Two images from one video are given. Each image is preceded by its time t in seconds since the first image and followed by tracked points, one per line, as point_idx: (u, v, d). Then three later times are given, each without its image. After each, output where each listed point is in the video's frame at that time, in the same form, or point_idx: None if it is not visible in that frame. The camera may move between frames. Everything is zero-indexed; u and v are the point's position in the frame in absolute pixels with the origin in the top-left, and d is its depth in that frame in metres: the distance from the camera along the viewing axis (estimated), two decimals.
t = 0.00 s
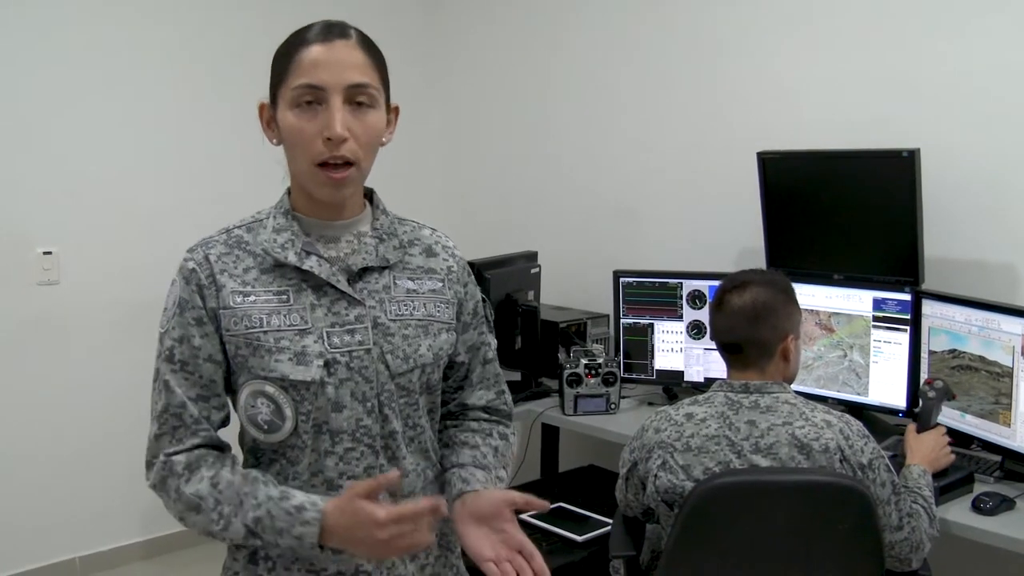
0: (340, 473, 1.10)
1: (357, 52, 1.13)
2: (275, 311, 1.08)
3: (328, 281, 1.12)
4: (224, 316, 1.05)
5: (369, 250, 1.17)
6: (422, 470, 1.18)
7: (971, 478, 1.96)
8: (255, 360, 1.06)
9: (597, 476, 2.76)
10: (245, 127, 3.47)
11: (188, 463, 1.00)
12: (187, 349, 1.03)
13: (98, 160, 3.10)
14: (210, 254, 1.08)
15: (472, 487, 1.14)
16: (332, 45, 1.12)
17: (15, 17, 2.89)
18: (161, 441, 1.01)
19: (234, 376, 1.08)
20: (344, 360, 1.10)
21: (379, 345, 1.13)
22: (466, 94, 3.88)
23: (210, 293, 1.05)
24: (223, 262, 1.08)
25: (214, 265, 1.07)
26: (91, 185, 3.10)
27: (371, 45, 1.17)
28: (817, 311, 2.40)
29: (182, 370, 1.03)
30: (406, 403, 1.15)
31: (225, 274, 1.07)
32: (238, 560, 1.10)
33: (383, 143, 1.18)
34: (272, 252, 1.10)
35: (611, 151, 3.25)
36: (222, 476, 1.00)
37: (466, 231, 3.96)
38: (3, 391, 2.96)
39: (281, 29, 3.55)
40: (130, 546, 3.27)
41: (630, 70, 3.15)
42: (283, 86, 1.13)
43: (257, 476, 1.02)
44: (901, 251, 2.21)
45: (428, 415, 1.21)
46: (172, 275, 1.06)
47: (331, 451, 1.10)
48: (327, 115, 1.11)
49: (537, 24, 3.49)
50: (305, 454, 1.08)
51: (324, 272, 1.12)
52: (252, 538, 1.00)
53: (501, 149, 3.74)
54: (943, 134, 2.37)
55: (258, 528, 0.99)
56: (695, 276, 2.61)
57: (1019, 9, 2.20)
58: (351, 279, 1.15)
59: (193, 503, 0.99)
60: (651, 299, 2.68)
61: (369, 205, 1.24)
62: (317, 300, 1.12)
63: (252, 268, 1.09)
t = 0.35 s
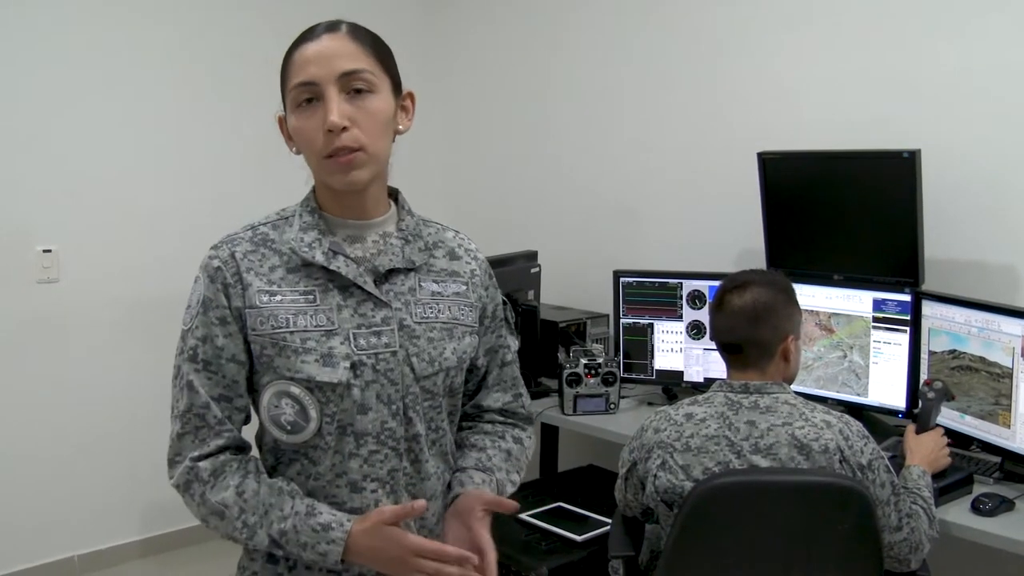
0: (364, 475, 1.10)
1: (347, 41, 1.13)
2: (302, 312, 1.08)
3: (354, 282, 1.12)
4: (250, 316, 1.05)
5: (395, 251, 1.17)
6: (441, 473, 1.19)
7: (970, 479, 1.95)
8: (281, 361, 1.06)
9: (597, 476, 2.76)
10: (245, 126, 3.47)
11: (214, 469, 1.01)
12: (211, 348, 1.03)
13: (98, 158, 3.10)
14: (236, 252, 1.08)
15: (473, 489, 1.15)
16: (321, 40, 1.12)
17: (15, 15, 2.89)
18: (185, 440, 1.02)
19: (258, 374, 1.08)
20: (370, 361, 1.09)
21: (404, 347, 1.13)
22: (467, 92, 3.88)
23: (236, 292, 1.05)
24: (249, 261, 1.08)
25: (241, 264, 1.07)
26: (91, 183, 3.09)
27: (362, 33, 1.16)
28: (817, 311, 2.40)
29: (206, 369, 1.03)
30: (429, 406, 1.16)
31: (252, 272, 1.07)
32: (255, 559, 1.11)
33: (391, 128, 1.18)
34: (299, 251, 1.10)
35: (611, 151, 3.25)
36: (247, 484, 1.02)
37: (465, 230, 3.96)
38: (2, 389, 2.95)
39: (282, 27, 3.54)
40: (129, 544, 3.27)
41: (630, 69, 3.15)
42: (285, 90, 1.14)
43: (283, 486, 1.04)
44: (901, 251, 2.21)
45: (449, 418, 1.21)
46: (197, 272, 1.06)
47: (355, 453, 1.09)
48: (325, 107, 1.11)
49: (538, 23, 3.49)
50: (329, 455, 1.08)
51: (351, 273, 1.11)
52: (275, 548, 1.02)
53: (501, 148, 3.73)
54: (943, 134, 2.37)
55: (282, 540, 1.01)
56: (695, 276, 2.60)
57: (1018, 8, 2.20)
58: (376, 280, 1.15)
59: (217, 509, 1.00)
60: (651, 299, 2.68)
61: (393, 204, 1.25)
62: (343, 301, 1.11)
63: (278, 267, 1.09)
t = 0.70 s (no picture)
0: (379, 472, 1.10)
1: (363, 43, 1.13)
2: (316, 309, 1.08)
3: (369, 279, 1.12)
4: (264, 314, 1.06)
5: (409, 249, 1.17)
6: (458, 472, 1.18)
7: (971, 478, 1.95)
8: (295, 358, 1.06)
9: (597, 475, 2.76)
10: (245, 124, 3.46)
11: (226, 470, 1.01)
12: (224, 347, 1.04)
13: (98, 156, 3.09)
14: (250, 252, 1.08)
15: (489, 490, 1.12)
16: (338, 41, 1.12)
17: (15, 13, 2.89)
18: (199, 440, 1.02)
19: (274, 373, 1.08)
20: (384, 358, 1.10)
21: (419, 344, 1.13)
22: (467, 90, 3.87)
23: (250, 290, 1.06)
24: (263, 260, 1.08)
25: (254, 263, 1.07)
26: (91, 181, 3.09)
27: (376, 34, 1.16)
28: (818, 310, 2.40)
29: (219, 369, 1.04)
30: (446, 403, 1.15)
31: (266, 271, 1.08)
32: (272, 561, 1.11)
33: (407, 129, 1.18)
34: (312, 249, 1.10)
35: (611, 149, 3.25)
36: (259, 486, 1.02)
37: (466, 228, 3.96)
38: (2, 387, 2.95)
39: (281, 25, 3.54)
40: (129, 542, 3.27)
41: (631, 68, 3.15)
42: (300, 91, 1.13)
43: (295, 488, 1.03)
44: (902, 250, 2.21)
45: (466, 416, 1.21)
46: (212, 273, 1.07)
47: (370, 450, 1.09)
48: (344, 108, 1.11)
49: (538, 21, 3.48)
50: (343, 452, 1.08)
51: (365, 270, 1.11)
52: (287, 550, 1.02)
53: (502, 146, 3.73)
54: (944, 133, 2.37)
55: (294, 541, 1.01)
56: (695, 274, 2.60)
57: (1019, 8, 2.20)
58: (390, 278, 1.15)
59: (229, 510, 1.01)
60: (652, 297, 2.67)
61: (408, 204, 1.24)
62: (357, 298, 1.12)
63: (292, 266, 1.10)
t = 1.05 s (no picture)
0: (391, 471, 1.10)
1: (387, 53, 1.13)
2: (325, 309, 1.08)
3: (375, 279, 1.12)
4: (272, 316, 1.05)
5: (411, 251, 1.17)
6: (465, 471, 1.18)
7: (970, 479, 1.96)
8: (306, 359, 1.05)
9: (596, 476, 2.76)
10: (244, 125, 3.46)
11: (237, 474, 1.00)
12: (230, 351, 1.03)
13: (96, 157, 3.09)
14: (254, 254, 1.07)
15: (494, 487, 1.14)
16: (363, 49, 1.11)
17: (13, 14, 2.88)
18: (206, 445, 1.01)
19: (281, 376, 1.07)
20: (394, 357, 1.10)
21: (427, 342, 1.13)
22: (466, 91, 3.87)
23: (256, 293, 1.05)
24: (267, 262, 1.08)
25: (259, 265, 1.06)
26: (89, 182, 3.08)
27: (396, 45, 1.16)
28: (816, 311, 2.40)
29: (225, 373, 1.02)
30: (454, 401, 1.15)
31: (271, 273, 1.07)
32: (282, 566, 1.11)
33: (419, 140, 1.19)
34: (318, 251, 1.10)
35: (610, 150, 3.24)
36: (271, 490, 1.01)
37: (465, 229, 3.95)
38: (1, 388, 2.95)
39: (280, 26, 3.53)
40: (127, 544, 3.26)
41: (631, 68, 3.14)
42: (316, 94, 1.11)
43: (308, 491, 1.03)
44: (899, 250, 2.21)
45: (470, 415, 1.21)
46: (214, 277, 1.06)
47: (382, 450, 1.09)
48: (368, 117, 1.10)
49: (537, 22, 3.48)
50: (354, 452, 1.08)
51: (371, 270, 1.12)
52: (302, 554, 1.02)
53: (500, 147, 3.73)
54: (945, 134, 2.37)
55: (309, 544, 1.01)
56: (693, 275, 2.60)
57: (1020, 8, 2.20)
58: (395, 278, 1.15)
59: (242, 516, 1.00)
60: (650, 298, 2.67)
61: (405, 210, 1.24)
62: (364, 298, 1.12)
63: (297, 268, 1.09)
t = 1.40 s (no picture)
0: (385, 469, 1.10)
1: (389, 55, 1.12)
2: (319, 308, 1.08)
3: (368, 278, 1.12)
4: (265, 315, 1.04)
5: (404, 249, 1.17)
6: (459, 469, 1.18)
7: (968, 476, 1.95)
8: (299, 358, 1.05)
9: (595, 474, 2.76)
10: (241, 125, 3.45)
11: (231, 473, 1.00)
12: (224, 351, 1.02)
13: (92, 157, 3.08)
14: (247, 254, 1.07)
15: (489, 481, 1.13)
16: (365, 49, 1.10)
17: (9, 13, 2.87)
18: (199, 445, 1.00)
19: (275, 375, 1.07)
20: (388, 355, 1.10)
21: (420, 341, 1.13)
22: (464, 90, 3.86)
23: (249, 292, 1.04)
24: (261, 261, 1.07)
25: (252, 265, 1.06)
26: (86, 182, 3.08)
27: (398, 46, 1.16)
28: (814, 308, 2.40)
29: (219, 373, 1.02)
30: (447, 399, 1.16)
31: (264, 273, 1.06)
32: (277, 564, 1.10)
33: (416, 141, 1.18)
34: (311, 250, 1.10)
35: (609, 149, 3.24)
36: (265, 487, 1.01)
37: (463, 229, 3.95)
38: None
39: (278, 26, 3.52)
40: (126, 544, 3.26)
41: (630, 67, 3.14)
42: (315, 90, 1.11)
43: (302, 488, 1.03)
44: (897, 247, 2.21)
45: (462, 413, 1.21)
46: (206, 277, 1.05)
47: (376, 448, 1.09)
48: (366, 118, 1.10)
49: (536, 21, 3.47)
50: (349, 451, 1.08)
51: (365, 270, 1.12)
52: (297, 550, 1.02)
53: (499, 145, 3.72)
54: (945, 133, 2.36)
55: (303, 541, 1.01)
56: (692, 273, 2.60)
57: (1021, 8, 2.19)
58: (388, 277, 1.15)
59: (236, 514, 0.99)
60: (649, 296, 2.67)
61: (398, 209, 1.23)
62: (357, 297, 1.11)
63: (290, 267, 1.09)
